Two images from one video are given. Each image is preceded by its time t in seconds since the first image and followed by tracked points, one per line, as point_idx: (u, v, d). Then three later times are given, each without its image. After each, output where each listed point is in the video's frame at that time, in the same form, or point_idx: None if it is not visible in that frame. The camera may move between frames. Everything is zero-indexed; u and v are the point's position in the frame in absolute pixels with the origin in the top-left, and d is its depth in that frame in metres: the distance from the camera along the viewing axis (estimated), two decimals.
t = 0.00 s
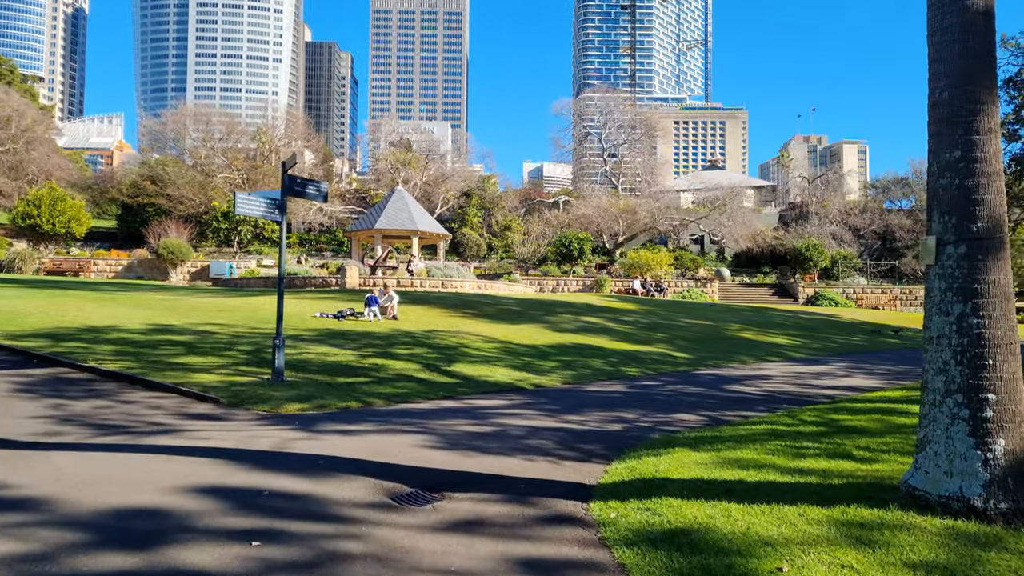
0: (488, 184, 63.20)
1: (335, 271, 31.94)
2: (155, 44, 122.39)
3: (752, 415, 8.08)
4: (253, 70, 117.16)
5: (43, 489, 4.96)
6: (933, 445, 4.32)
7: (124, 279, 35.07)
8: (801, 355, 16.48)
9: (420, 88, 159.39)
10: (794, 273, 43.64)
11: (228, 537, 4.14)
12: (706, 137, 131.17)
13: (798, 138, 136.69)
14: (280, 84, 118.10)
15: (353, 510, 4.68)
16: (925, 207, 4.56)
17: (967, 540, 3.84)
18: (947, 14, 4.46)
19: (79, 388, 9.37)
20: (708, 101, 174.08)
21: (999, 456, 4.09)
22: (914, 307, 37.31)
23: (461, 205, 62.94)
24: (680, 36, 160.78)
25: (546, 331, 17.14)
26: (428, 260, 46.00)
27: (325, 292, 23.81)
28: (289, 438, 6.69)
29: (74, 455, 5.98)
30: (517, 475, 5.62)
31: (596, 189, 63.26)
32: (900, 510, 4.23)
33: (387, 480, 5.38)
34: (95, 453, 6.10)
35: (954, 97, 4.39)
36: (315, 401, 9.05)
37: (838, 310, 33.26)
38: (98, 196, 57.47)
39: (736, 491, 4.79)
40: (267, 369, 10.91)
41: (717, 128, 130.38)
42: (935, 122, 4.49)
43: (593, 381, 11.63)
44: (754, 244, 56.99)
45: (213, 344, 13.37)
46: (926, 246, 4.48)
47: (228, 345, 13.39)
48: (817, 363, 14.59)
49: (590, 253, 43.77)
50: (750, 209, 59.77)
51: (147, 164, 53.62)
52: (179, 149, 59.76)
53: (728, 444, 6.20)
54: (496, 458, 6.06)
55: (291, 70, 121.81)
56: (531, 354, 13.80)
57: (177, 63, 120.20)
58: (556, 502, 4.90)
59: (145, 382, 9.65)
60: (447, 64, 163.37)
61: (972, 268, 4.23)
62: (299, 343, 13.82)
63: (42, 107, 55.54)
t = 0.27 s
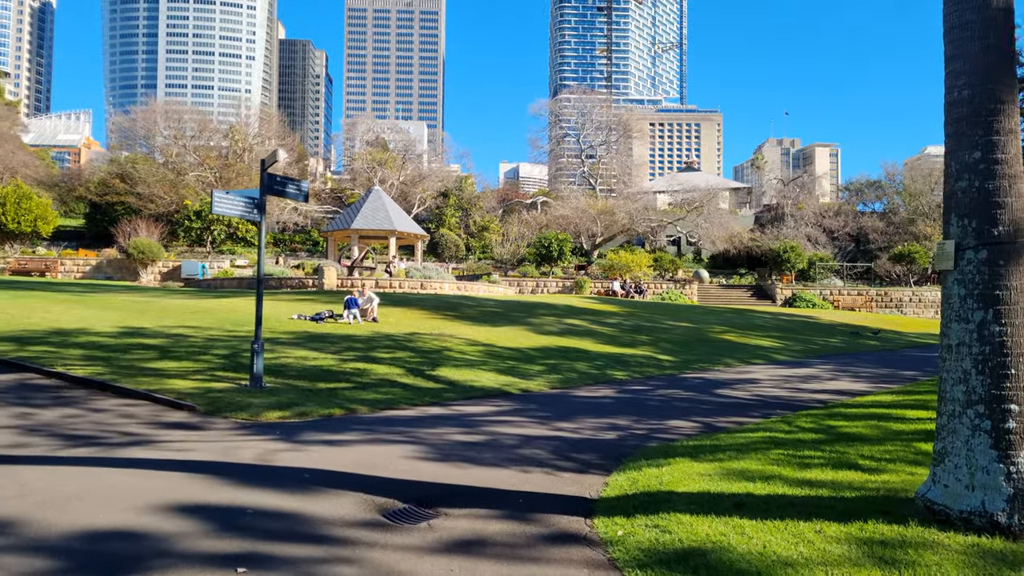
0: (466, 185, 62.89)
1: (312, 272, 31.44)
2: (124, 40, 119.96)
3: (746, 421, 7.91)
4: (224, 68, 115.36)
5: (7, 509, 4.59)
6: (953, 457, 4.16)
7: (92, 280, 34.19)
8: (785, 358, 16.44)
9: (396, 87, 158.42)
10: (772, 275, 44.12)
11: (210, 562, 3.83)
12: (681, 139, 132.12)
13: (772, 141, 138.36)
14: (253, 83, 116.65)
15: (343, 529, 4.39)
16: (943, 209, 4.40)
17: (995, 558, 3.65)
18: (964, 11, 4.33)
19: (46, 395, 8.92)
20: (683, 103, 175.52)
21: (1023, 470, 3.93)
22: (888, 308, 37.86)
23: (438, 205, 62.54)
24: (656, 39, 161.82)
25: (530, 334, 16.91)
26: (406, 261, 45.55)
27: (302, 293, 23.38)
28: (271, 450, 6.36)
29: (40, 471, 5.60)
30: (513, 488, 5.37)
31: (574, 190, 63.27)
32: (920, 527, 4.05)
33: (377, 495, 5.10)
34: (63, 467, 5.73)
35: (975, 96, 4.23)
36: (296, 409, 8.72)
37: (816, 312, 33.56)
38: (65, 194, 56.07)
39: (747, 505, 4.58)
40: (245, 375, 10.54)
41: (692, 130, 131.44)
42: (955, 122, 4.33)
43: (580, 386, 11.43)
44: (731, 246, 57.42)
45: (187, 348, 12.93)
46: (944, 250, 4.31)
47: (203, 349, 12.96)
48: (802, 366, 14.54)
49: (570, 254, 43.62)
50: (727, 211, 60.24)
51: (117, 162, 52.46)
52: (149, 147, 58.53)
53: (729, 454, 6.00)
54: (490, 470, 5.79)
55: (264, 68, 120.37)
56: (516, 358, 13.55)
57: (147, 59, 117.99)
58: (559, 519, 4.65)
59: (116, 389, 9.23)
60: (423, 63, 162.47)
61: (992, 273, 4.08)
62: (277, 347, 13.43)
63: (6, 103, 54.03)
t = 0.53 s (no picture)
0: (447, 183, 62.53)
1: (292, 271, 30.99)
2: (97, 34, 117.75)
3: (747, 422, 7.78)
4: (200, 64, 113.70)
5: None
6: (981, 463, 4.00)
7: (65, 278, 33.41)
8: (774, 357, 16.40)
9: (375, 85, 157.23)
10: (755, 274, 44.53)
11: None
12: (662, 139, 132.72)
13: (750, 141, 139.62)
14: (231, 79, 115.31)
15: (343, 541, 4.14)
16: (968, 204, 4.24)
17: None
18: None
19: (19, 397, 8.53)
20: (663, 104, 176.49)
21: None
22: (869, 307, 38.30)
23: (420, 203, 62.11)
24: (636, 39, 162.34)
25: (518, 333, 16.73)
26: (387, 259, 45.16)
27: (283, 292, 23.01)
28: (259, 454, 6.07)
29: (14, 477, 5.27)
30: (517, 494, 5.15)
31: (557, 189, 63.16)
32: (946, 534, 3.90)
33: (376, 503, 4.86)
34: (37, 474, 5.40)
35: (1002, 86, 4.09)
36: (282, 411, 8.41)
37: (798, 312, 33.80)
38: (37, 191, 54.81)
39: (764, 512, 4.40)
40: (228, 375, 10.21)
41: (672, 131, 132.17)
42: (981, 113, 4.18)
43: (572, 386, 11.23)
44: (712, 245, 57.73)
45: (166, 348, 12.55)
46: (970, 246, 4.15)
47: (183, 349, 12.58)
48: (792, 365, 14.49)
49: (554, 254, 43.46)
50: (708, 210, 60.58)
51: (91, 159, 51.45)
52: (123, 143, 57.42)
53: (737, 457, 5.83)
54: (490, 475, 5.56)
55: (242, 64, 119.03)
56: (506, 358, 13.33)
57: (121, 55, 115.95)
58: (568, 526, 4.45)
59: (93, 391, 8.87)
60: (403, 61, 161.54)
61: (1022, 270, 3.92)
62: (260, 347, 13.09)
63: None
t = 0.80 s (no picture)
0: (426, 182, 62.06)
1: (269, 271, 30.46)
2: (65, 29, 115.24)
3: (746, 429, 7.63)
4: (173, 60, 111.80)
5: None
6: (1010, 478, 3.85)
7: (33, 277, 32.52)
8: (760, 360, 16.39)
9: (352, 84, 155.90)
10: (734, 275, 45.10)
11: None
12: (639, 140, 133.40)
13: (727, 142, 141.00)
14: (203, 75, 113.64)
15: (343, 565, 3.89)
16: (995, 209, 4.10)
17: None
18: None
19: None
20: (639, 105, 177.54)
21: None
22: (846, 308, 38.86)
23: (398, 203, 61.62)
24: (614, 40, 162.92)
25: (503, 336, 16.51)
26: (366, 259, 44.71)
27: (261, 293, 22.57)
28: (246, 469, 5.75)
29: None
30: (523, 509, 4.92)
31: (537, 189, 63.05)
32: (977, 554, 3.74)
33: (374, 521, 4.60)
34: (8, 492, 5.06)
35: None
36: (267, 419, 8.10)
37: (778, 313, 34.08)
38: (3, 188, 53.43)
39: (784, 529, 4.22)
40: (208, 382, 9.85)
41: (649, 132, 132.99)
42: (1010, 114, 4.04)
43: (564, 391, 11.03)
44: (691, 246, 58.13)
45: (141, 352, 12.13)
46: (998, 252, 4.01)
47: (159, 353, 12.16)
48: (780, 368, 14.46)
49: (535, 254, 43.41)
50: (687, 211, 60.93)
51: (60, 155, 50.21)
52: (93, 140, 56.18)
53: (745, 467, 5.65)
54: (492, 489, 5.32)
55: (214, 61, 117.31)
56: (493, 362, 13.10)
57: (90, 49, 113.62)
58: (579, 546, 4.23)
59: (66, 399, 8.48)
60: (380, 60, 160.45)
61: None
62: (240, 351, 12.71)
63: None
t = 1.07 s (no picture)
0: (396, 180, 61.53)
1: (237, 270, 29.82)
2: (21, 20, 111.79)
3: (738, 432, 7.50)
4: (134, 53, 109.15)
5: None
6: None
7: None
8: (738, 361, 16.42)
9: (319, 81, 154.00)
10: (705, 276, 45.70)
11: None
12: (608, 141, 134.16)
13: (694, 144, 142.71)
14: (166, 69, 111.08)
15: None
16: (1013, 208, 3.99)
17: None
18: None
19: None
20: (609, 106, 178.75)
21: None
22: (815, 308, 39.71)
23: (368, 201, 60.99)
24: (583, 41, 163.63)
25: (481, 338, 16.30)
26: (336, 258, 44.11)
27: (230, 292, 22.00)
28: (225, 479, 5.43)
29: None
30: (521, 520, 4.70)
31: (508, 189, 62.91)
32: (1000, 564, 3.61)
33: (366, 535, 4.34)
34: None
35: None
36: (243, 425, 7.76)
37: (749, 313, 34.50)
38: None
39: (796, 539, 4.05)
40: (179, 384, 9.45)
41: (618, 133, 133.93)
42: None
43: (547, 393, 10.85)
44: (662, 247, 58.67)
45: (105, 353, 11.63)
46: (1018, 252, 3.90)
47: (125, 354, 11.67)
48: (759, 369, 14.47)
49: (508, 254, 43.37)
50: (658, 211, 61.41)
51: (16, 149, 48.59)
52: (51, 133, 54.50)
53: (744, 472, 5.48)
54: (487, 498, 5.08)
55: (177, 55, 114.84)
56: (473, 364, 12.86)
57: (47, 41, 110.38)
58: (585, 560, 4.02)
59: (27, 403, 8.03)
60: (348, 57, 158.81)
61: None
62: (210, 353, 12.27)
63: None
